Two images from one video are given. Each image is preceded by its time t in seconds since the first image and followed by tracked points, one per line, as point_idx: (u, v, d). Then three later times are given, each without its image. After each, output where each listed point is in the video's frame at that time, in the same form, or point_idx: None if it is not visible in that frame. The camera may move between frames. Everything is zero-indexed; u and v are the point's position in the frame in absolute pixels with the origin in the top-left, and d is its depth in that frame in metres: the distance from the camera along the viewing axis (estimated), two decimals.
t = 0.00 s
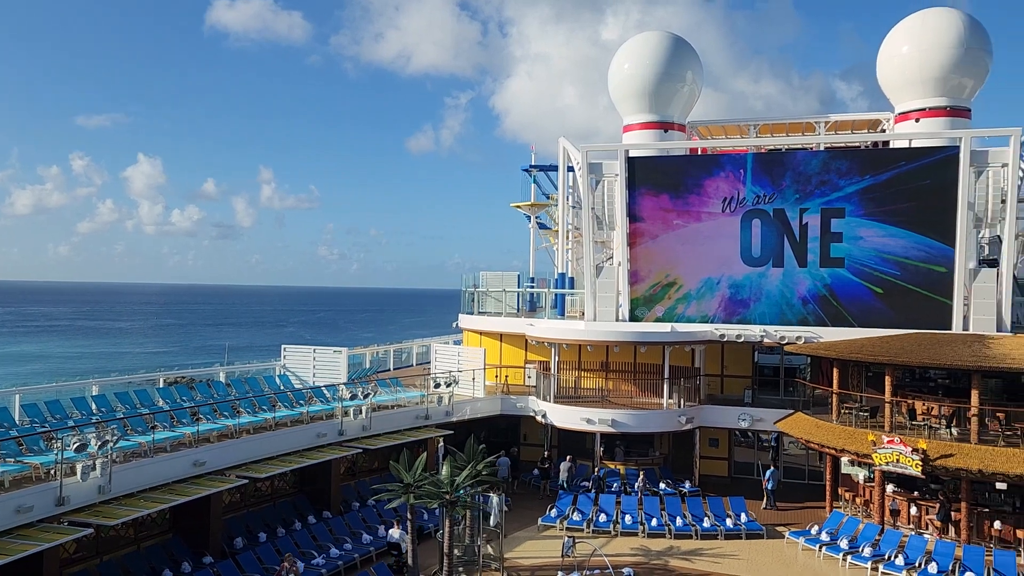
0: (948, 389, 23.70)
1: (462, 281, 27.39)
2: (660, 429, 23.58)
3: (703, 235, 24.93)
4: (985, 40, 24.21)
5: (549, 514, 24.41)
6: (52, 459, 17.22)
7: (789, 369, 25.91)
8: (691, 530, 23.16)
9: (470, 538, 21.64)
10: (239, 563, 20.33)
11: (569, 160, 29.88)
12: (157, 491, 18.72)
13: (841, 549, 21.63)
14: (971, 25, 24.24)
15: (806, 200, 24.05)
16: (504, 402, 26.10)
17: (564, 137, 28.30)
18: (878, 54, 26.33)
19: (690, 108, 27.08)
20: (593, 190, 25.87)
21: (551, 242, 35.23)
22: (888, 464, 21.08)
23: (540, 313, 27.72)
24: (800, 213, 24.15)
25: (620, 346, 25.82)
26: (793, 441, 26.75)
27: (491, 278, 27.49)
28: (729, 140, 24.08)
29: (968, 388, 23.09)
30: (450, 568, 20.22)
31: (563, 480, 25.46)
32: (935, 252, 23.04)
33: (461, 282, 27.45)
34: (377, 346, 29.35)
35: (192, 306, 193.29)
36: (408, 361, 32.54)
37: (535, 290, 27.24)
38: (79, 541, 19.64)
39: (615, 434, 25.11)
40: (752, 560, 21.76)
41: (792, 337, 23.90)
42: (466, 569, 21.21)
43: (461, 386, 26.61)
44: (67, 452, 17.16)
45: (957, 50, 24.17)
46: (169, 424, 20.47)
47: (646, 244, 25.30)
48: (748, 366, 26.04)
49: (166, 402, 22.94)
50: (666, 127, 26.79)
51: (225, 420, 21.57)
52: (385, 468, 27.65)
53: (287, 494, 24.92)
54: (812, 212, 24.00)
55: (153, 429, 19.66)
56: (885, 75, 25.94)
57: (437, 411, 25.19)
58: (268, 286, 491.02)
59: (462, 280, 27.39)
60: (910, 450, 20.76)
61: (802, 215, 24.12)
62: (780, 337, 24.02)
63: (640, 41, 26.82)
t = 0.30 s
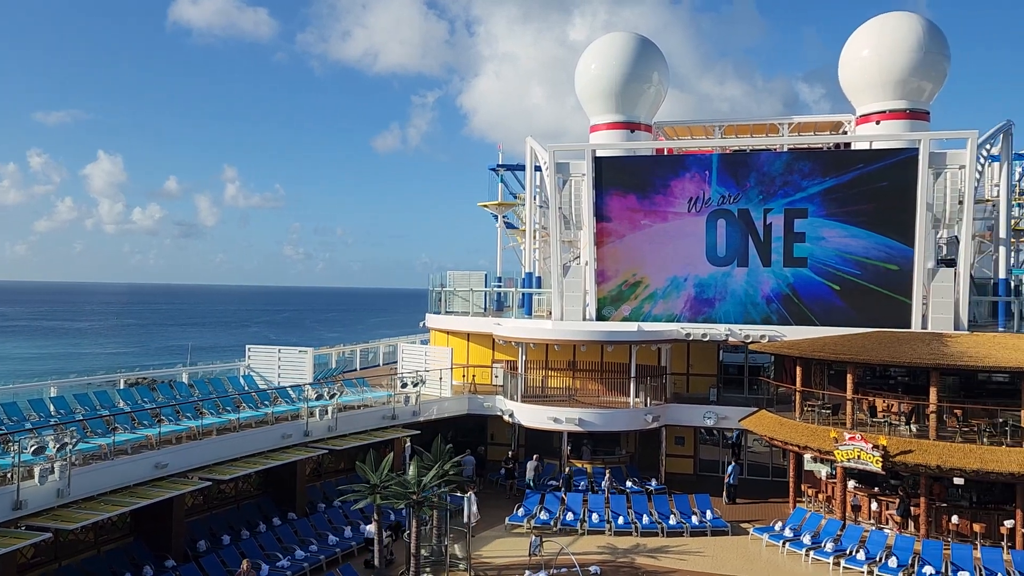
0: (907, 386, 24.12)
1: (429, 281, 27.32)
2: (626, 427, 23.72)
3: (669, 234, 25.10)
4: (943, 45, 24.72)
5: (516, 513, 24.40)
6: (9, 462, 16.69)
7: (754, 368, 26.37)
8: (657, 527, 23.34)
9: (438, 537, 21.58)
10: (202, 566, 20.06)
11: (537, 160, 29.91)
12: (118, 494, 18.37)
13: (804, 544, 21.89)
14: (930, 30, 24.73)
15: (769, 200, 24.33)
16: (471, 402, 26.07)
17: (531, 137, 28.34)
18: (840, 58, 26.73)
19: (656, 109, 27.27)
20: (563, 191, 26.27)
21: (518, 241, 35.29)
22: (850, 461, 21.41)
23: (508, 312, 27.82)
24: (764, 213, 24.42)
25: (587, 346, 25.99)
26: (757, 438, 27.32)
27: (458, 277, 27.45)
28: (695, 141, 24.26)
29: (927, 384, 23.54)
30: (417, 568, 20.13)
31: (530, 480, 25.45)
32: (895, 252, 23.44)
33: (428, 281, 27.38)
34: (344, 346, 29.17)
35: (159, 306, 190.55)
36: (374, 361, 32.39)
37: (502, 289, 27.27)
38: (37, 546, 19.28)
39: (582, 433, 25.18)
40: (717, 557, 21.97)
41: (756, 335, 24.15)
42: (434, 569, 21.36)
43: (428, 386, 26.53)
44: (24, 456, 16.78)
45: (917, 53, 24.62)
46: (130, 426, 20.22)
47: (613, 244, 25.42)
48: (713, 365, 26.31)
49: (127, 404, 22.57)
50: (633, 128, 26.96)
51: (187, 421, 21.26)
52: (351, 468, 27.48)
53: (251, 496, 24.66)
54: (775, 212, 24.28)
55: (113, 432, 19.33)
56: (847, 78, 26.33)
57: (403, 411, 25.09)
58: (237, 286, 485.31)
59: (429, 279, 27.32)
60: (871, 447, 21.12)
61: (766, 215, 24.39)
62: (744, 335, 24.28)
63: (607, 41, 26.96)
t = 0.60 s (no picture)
0: (872, 383, 24.46)
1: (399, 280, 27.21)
2: (595, 425, 23.80)
3: (639, 233, 25.21)
4: (906, 48, 25.09)
5: (486, 512, 24.37)
6: None
7: (723, 366, 26.39)
8: (627, 525, 23.44)
9: (408, 537, 21.49)
10: (167, 569, 19.77)
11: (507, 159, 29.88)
12: (81, 496, 18.00)
13: (771, 540, 22.14)
14: (894, 33, 25.10)
15: (738, 200, 24.55)
16: (441, 401, 26.03)
17: (502, 136, 28.30)
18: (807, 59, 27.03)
19: (626, 108, 27.40)
20: (532, 189, 26.26)
21: (489, 240, 35.31)
22: (816, 457, 21.66)
23: (477, 311, 27.81)
24: (733, 213, 24.61)
25: (557, 344, 25.72)
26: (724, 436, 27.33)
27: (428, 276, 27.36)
28: (665, 140, 24.37)
29: (892, 381, 23.87)
30: (386, 569, 20.02)
31: (500, 479, 25.40)
32: (860, 251, 23.76)
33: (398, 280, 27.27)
34: (312, 346, 28.96)
35: (129, 305, 187.72)
36: (343, 360, 32.22)
37: (472, 288, 27.22)
38: None
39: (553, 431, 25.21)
40: (686, 554, 22.11)
41: (724, 334, 24.34)
42: (404, 569, 21.37)
43: (398, 386, 26.43)
44: None
45: (881, 56, 24.97)
46: (93, 428, 19.83)
47: (584, 243, 25.49)
48: (682, 363, 26.53)
49: (90, 404, 22.12)
50: (603, 127, 27.06)
51: (152, 422, 20.92)
52: (320, 468, 27.29)
53: (218, 497, 24.42)
54: (744, 211, 24.49)
55: (76, 433, 18.94)
56: (814, 79, 26.63)
57: (373, 410, 24.96)
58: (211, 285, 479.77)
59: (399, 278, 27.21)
60: (837, 443, 21.37)
61: (734, 215, 24.58)
62: (713, 334, 24.45)
63: (578, 40, 27.03)
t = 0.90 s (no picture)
0: (841, 381, 24.75)
1: (371, 279, 27.09)
2: (568, 424, 23.85)
3: (612, 232, 25.29)
4: (874, 50, 25.39)
5: (459, 512, 24.34)
6: None
7: (694, 364, 26.82)
8: (599, 523, 23.53)
9: (381, 537, 21.39)
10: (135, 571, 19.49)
11: (481, 158, 29.86)
12: (47, 498, 17.61)
13: (742, 537, 22.33)
14: (863, 35, 25.39)
15: (709, 200, 24.71)
16: (414, 400, 25.95)
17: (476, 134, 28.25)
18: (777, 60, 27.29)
19: (599, 108, 27.50)
20: (506, 188, 26.26)
21: (462, 239, 35.30)
22: (786, 454, 21.89)
23: (451, 310, 28.00)
24: (705, 213, 24.78)
25: (530, 343, 25.71)
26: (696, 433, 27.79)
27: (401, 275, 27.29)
28: (638, 140, 24.45)
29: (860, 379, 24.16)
30: (359, 569, 19.89)
31: (473, 477, 25.44)
32: (829, 251, 24.03)
33: (370, 279, 27.15)
34: (284, 345, 28.76)
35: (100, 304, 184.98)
36: (315, 359, 32.04)
37: (446, 286, 27.16)
38: None
39: (526, 430, 25.23)
40: (658, 551, 22.25)
41: (696, 332, 24.47)
42: (376, 569, 21.16)
43: (370, 385, 26.31)
44: None
45: (850, 57, 25.26)
46: (59, 428, 19.40)
47: (557, 242, 25.54)
48: (655, 362, 26.69)
49: (56, 405, 21.58)
50: (576, 126, 27.13)
51: (120, 423, 20.55)
52: (292, 469, 27.10)
53: (187, 498, 24.27)
54: (716, 211, 24.66)
55: (42, 434, 18.52)
56: (784, 80, 26.90)
57: (345, 410, 24.82)
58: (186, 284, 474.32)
59: (371, 277, 27.09)
60: (807, 440, 21.63)
61: (706, 214, 24.74)
62: (685, 332, 24.55)
63: (551, 40, 27.09)
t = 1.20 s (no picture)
0: (812, 379, 25.01)
1: (345, 277, 26.99)
2: (542, 422, 23.88)
3: (586, 231, 25.34)
4: (846, 51, 25.67)
5: (433, 510, 24.33)
6: None
7: (669, 363, 26.80)
8: (573, 521, 23.61)
9: (354, 537, 21.29)
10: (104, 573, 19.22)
11: (456, 157, 29.81)
12: (14, 500, 17.24)
13: (715, 534, 22.51)
14: (834, 36, 25.65)
15: (683, 199, 24.84)
16: (388, 399, 25.87)
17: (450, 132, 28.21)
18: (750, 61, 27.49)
19: (574, 107, 27.59)
20: (480, 186, 26.23)
21: (437, 237, 35.27)
22: (758, 452, 22.09)
23: (425, 309, 27.72)
24: (678, 212, 24.90)
25: (504, 342, 25.85)
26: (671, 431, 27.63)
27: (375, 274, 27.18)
28: (612, 139, 24.51)
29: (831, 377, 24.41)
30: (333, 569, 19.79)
31: (447, 476, 25.40)
32: (801, 250, 24.27)
33: (344, 277, 27.04)
34: (256, 344, 28.60)
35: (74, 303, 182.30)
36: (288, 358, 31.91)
37: (420, 285, 27.02)
38: None
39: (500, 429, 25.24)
40: (632, 548, 22.37)
41: (670, 331, 24.59)
42: (351, 569, 21.13)
43: (344, 384, 26.18)
44: None
45: (822, 58, 25.50)
46: (26, 429, 18.98)
47: (531, 240, 25.55)
48: (629, 360, 26.85)
49: (23, 405, 21.16)
50: (551, 125, 27.18)
51: (89, 423, 20.19)
52: (265, 468, 26.92)
53: (158, 499, 23.93)
54: (689, 210, 24.79)
55: (8, 434, 18.10)
56: (756, 80, 27.11)
57: (318, 409, 24.68)
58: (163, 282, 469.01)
59: (345, 275, 26.99)
60: (778, 438, 21.84)
61: (680, 213, 24.87)
62: (659, 331, 24.66)
63: (526, 39, 27.13)
